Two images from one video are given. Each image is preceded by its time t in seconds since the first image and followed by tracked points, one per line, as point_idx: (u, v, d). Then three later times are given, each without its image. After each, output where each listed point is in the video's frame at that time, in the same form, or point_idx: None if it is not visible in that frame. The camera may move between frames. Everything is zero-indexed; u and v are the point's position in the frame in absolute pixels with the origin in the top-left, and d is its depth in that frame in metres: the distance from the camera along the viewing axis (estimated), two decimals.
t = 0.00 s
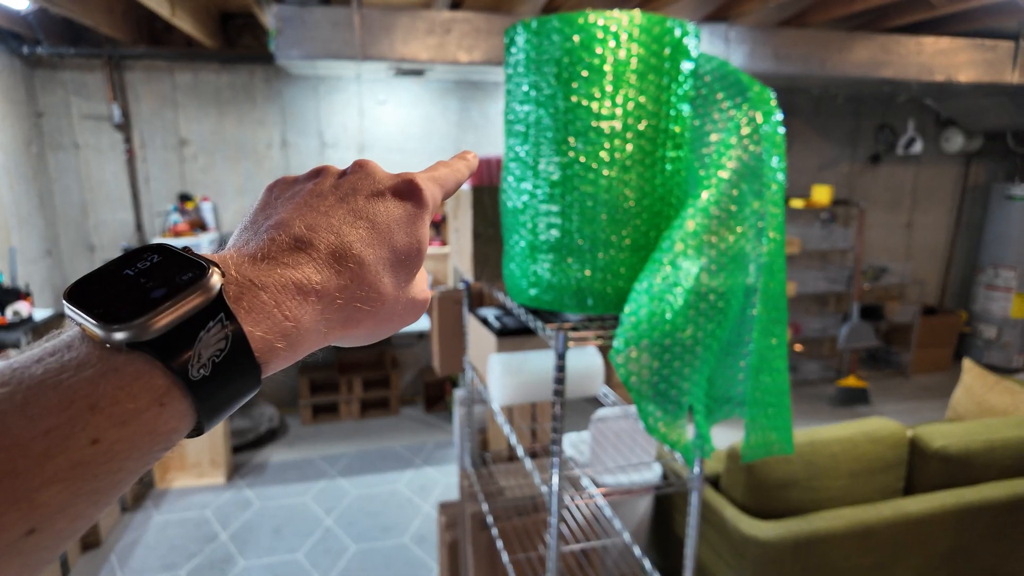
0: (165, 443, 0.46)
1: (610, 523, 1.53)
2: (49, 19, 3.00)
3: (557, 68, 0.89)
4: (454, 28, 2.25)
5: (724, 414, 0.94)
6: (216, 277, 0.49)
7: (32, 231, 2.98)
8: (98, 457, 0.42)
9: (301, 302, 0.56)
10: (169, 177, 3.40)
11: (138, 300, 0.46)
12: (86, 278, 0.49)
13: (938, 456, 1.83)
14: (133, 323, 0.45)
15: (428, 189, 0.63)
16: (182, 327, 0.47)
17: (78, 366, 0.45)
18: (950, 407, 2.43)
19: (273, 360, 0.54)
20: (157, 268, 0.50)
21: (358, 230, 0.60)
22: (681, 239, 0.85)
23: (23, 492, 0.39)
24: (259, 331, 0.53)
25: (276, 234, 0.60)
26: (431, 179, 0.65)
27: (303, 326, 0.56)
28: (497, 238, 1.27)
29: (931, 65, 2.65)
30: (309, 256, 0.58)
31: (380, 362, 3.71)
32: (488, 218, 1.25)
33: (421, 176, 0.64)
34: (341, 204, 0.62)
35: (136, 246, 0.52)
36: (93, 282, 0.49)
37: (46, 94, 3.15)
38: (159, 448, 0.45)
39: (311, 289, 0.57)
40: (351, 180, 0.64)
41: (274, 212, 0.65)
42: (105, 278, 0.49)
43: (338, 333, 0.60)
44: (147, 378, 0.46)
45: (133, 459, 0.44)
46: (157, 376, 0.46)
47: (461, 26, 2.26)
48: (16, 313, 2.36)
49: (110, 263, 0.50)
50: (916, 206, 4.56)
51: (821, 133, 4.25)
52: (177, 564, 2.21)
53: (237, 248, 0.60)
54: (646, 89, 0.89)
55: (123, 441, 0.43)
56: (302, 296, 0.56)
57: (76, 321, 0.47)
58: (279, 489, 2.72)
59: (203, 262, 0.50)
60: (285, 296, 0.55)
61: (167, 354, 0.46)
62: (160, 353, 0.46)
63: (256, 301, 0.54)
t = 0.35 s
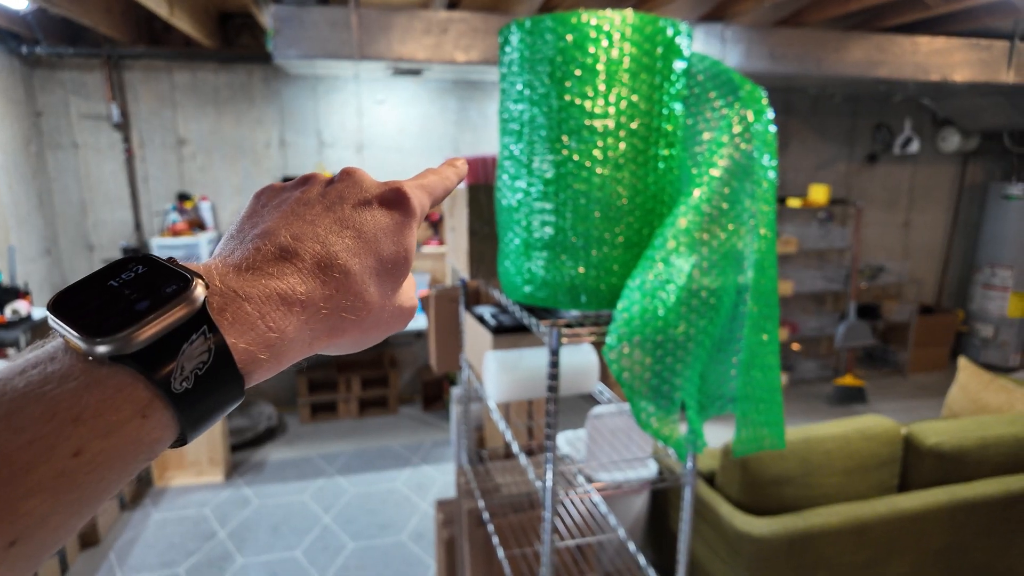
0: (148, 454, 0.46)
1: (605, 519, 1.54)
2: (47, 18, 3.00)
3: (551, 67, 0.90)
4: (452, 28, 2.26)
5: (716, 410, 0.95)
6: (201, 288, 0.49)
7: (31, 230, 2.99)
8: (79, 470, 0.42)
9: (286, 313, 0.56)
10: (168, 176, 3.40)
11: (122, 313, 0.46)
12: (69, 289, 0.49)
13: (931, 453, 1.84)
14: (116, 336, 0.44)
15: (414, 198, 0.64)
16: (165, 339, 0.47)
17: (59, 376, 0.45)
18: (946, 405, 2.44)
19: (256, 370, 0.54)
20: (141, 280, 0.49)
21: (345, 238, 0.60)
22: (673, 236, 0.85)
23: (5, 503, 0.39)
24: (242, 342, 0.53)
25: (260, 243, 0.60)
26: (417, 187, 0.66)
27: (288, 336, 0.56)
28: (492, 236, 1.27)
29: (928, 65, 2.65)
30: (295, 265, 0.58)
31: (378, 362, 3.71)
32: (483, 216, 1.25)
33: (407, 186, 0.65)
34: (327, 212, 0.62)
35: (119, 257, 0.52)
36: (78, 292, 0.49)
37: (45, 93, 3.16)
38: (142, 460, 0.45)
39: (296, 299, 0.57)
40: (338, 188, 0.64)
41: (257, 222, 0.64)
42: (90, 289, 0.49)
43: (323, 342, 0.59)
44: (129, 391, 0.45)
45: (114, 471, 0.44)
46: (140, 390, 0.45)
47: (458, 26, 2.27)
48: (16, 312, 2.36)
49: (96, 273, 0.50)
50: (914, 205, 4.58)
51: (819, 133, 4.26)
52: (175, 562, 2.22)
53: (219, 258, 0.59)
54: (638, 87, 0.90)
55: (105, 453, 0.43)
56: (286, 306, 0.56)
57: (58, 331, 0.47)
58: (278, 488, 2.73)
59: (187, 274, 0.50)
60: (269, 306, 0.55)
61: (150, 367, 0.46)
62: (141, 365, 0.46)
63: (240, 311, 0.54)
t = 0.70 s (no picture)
0: (51, 551, 0.42)
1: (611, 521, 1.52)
2: (49, 16, 2.99)
3: (560, 64, 0.88)
4: (455, 25, 2.25)
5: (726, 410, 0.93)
6: (123, 331, 0.43)
7: (30, 229, 2.97)
8: None
9: (264, 354, 0.48)
10: (168, 175, 3.39)
11: (20, 376, 0.40)
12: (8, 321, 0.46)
13: (939, 454, 1.82)
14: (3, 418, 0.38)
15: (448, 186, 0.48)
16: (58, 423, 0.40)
17: None
18: (952, 406, 2.43)
19: (218, 435, 0.47)
20: (50, 325, 0.44)
21: (345, 256, 0.49)
22: (684, 236, 0.83)
23: None
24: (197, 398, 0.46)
25: (257, 257, 0.51)
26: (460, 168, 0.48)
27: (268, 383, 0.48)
28: (497, 235, 1.25)
29: (933, 63, 2.63)
30: (284, 291, 0.49)
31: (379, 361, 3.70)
32: (488, 215, 1.24)
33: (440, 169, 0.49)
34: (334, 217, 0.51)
35: (68, 282, 0.48)
36: None
37: (45, 91, 3.15)
38: (44, 561, 0.42)
39: (280, 338, 0.48)
40: (379, 174, 0.52)
41: (269, 219, 0.56)
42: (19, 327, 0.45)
43: (324, 384, 0.51)
44: (18, 492, 0.40)
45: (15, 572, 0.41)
46: (29, 492, 0.40)
47: (462, 23, 2.25)
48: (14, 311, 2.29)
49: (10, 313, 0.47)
50: (918, 204, 4.56)
51: (823, 131, 4.25)
52: (176, 564, 2.20)
53: (220, 267, 0.52)
54: (649, 84, 0.88)
55: None
56: (265, 348, 0.48)
57: None
58: (279, 489, 2.71)
59: (107, 319, 0.43)
60: (247, 347, 0.47)
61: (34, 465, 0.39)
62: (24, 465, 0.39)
63: (207, 357, 0.46)
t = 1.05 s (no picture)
0: (102, 490, 0.43)
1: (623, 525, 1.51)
2: (52, 14, 2.98)
3: (577, 62, 0.87)
4: (463, 24, 2.23)
5: (747, 413, 0.91)
6: (164, 312, 0.45)
7: (33, 229, 2.95)
8: (25, 511, 0.40)
9: (259, 337, 0.50)
10: (171, 175, 3.37)
11: (74, 341, 0.42)
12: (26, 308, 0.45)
13: (953, 457, 1.80)
14: (66, 367, 0.41)
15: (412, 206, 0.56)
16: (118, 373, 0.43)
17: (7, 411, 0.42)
18: (961, 408, 2.41)
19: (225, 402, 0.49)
20: (101, 300, 0.45)
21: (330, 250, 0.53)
22: (704, 237, 0.82)
23: None
24: (209, 370, 0.48)
25: (237, 256, 0.54)
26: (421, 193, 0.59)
27: (263, 363, 0.50)
28: (510, 236, 1.23)
29: (943, 62, 2.62)
30: (271, 282, 0.52)
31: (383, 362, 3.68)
32: (500, 216, 1.22)
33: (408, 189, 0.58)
34: (313, 220, 0.56)
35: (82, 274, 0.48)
36: (28, 314, 0.44)
37: (47, 91, 3.13)
38: (95, 499, 0.43)
39: (271, 321, 0.51)
40: (329, 197, 0.57)
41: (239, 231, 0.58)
42: (45, 313, 0.45)
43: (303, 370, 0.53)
44: (78, 429, 0.43)
45: (70, 507, 0.42)
46: (89, 427, 0.43)
47: (469, 22, 2.24)
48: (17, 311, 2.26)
49: (54, 289, 0.47)
50: (923, 205, 4.54)
51: (828, 131, 4.23)
52: (181, 566, 2.19)
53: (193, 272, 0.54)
54: (667, 84, 0.86)
55: (49, 494, 0.41)
56: (260, 329, 0.50)
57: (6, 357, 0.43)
58: (284, 491, 2.69)
59: (150, 295, 0.45)
60: (241, 329, 0.50)
61: (99, 397, 0.42)
62: (91, 401, 0.42)
63: (205, 338, 0.49)
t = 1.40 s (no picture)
0: (112, 486, 0.43)
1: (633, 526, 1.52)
2: (61, 15, 2.99)
3: (597, 64, 0.87)
4: (472, 25, 2.24)
5: (766, 415, 0.92)
6: (182, 316, 0.45)
7: (40, 229, 2.96)
8: (37, 507, 0.40)
9: (273, 340, 0.51)
10: (178, 176, 3.37)
11: (94, 342, 0.42)
12: (47, 307, 0.45)
13: (962, 457, 1.81)
14: (87, 366, 0.41)
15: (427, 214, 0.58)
16: (135, 374, 0.43)
17: (20, 406, 0.42)
18: (967, 408, 2.42)
19: (235, 406, 0.50)
20: (120, 303, 0.46)
21: (344, 256, 0.55)
22: (724, 239, 0.83)
23: None
24: (221, 374, 0.49)
25: (253, 259, 0.55)
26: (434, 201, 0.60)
27: (273, 365, 0.51)
28: (524, 238, 1.24)
29: (949, 64, 2.63)
30: (286, 284, 0.53)
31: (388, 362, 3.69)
32: (515, 217, 1.22)
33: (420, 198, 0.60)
34: (327, 225, 0.57)
35: (103, 273, 0.49)
36: (53, 314, 0.45)
37: (55, 92, 3.13)
38: (105, 495, 0.43)
39: (284, 324, 0.52)
40: (344, 204, 0.59)
41: (253, 234, 0.60)
42: (66, 312, 0.45)
43: (312, 372, 0.54)
44: (94, 426, 0.42)
45: (81, 504, 0.41)
46: (105, 424, 0.42)
47: (479, 24, 2.25)
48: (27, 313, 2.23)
49: (73, 291, 0.47)
50: (926, 205, 4.56)
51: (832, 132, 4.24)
52: (190, 566, 2.19)
53: (209, 273, 0.55)
54: (686, 86, 0.87)
55: (61, 490, 0.40)
56: (273, 334, 0.51)
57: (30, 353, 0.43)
58: (291, 491, 2.70)
59: (168, 300, 0.46)
60: (255, 333, 0.51)
61: (117, 395, 0.42)
62: (106, 400, 0.42)
63: (221, 338, 0.50)
